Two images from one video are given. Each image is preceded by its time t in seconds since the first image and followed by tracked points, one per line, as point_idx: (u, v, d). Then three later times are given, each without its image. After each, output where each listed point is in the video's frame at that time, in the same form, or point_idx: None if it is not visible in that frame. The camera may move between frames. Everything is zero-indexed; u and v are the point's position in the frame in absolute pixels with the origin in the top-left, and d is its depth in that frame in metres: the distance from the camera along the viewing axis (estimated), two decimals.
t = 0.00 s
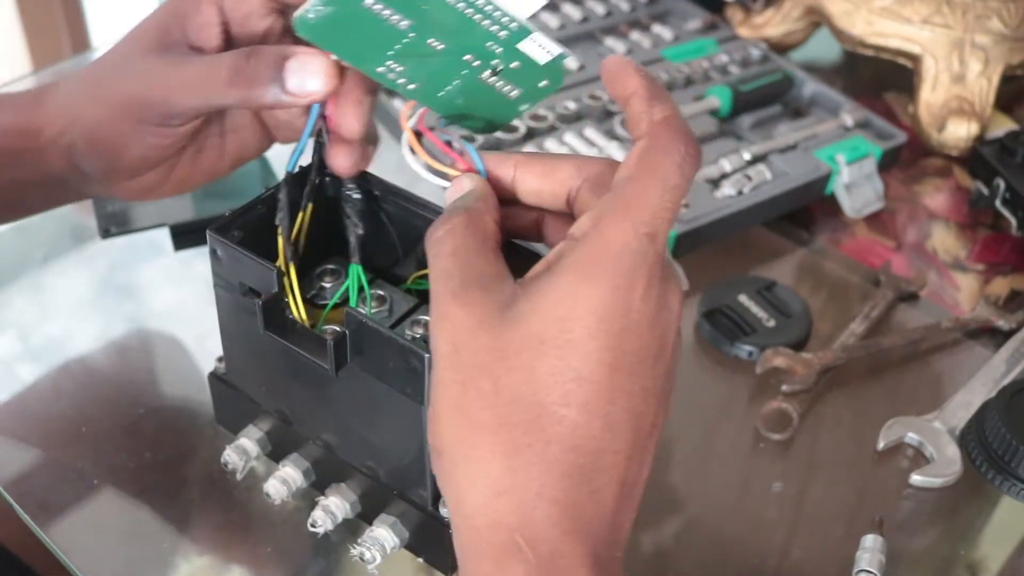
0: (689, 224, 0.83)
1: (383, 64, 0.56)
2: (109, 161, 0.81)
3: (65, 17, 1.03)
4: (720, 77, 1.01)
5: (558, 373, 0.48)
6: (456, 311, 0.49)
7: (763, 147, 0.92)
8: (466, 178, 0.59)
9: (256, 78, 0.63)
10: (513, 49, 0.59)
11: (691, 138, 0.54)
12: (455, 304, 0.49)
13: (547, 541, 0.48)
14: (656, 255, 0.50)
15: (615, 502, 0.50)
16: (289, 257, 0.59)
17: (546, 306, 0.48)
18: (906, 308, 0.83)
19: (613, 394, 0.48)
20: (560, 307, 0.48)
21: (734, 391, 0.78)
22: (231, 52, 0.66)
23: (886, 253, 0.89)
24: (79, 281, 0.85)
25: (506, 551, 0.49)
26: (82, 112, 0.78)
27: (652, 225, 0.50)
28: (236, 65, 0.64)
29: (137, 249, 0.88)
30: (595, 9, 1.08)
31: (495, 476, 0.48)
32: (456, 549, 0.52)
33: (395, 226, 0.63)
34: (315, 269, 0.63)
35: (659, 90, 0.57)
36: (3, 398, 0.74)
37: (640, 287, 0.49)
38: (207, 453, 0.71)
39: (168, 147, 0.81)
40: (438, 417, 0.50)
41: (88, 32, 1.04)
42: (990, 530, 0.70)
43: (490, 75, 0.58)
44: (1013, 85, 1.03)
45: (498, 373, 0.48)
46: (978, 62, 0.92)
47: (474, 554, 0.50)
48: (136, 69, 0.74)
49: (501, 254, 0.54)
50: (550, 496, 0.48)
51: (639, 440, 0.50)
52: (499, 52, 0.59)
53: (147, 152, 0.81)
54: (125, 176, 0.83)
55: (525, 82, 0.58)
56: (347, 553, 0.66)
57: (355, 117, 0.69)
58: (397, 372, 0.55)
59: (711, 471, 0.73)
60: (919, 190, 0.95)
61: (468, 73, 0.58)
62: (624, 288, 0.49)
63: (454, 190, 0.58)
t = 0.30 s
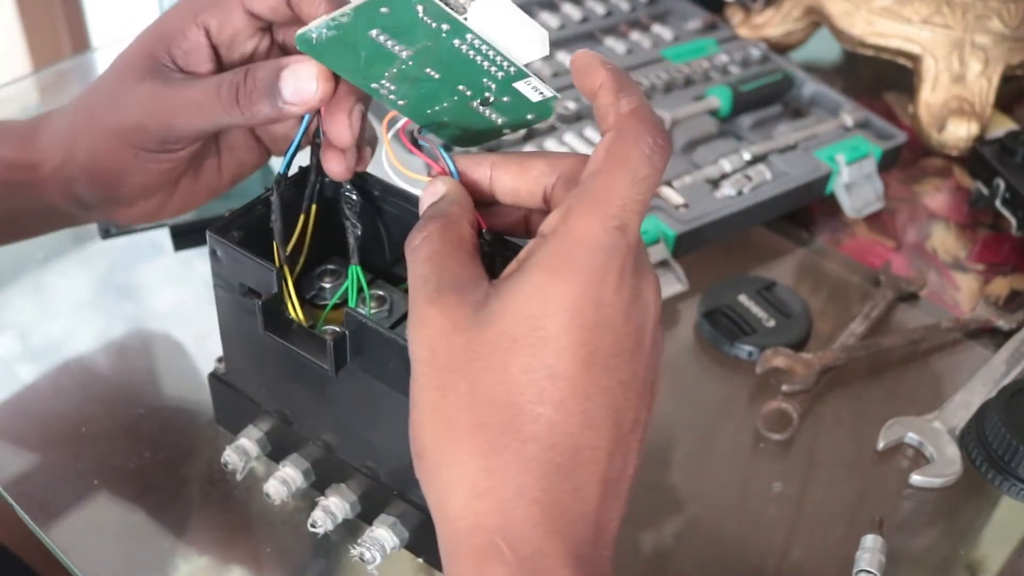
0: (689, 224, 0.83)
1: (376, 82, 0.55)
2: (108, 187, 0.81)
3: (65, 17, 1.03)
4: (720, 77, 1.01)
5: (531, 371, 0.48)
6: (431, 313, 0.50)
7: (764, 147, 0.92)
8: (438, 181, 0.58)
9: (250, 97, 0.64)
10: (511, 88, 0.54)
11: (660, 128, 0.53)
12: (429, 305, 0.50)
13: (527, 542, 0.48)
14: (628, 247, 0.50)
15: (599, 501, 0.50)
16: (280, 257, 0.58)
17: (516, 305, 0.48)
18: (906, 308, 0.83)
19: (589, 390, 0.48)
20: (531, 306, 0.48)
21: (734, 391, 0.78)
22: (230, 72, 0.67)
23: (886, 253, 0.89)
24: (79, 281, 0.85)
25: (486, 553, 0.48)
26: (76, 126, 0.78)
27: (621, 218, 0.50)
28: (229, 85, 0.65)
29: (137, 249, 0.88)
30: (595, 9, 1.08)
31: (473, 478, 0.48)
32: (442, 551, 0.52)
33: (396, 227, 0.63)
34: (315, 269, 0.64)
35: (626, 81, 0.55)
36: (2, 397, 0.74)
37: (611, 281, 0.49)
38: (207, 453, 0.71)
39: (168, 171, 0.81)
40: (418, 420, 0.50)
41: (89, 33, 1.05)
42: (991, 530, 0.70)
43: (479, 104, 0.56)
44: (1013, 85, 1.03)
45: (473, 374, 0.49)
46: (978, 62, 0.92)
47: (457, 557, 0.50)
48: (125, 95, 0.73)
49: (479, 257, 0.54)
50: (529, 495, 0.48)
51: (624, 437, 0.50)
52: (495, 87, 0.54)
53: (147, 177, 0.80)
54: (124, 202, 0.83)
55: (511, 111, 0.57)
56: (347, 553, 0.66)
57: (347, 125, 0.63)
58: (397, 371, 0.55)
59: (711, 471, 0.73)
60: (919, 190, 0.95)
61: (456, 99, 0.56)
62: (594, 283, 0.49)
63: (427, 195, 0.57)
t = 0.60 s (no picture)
0: (690, 224, 0.83)
1: (389, 74, 0.57)
2: (112, 195, 0.79)
3: (65, 17, 1.03)
4: (720, 77, 1.01)
5: (531, 372, 0.48)
6: (431, 312, 0.49)
7: (763, 147, 0.92)
8: (441, 180, 0.57)
9: (268, 89, 0.64)
10: (520, 90, 0.57)
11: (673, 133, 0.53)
12: (429, 303, 0.50)
13: (524, 542, 0.48)
14: (632, 250, 0.49)
15: (594, 501, 0.50)
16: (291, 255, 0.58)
17: (516, 305, 0.48)
18: (906, 308, 0.83)
19: (590, 392, 0.48)
20: (532, 307, 0.48)
21: (734, 391, 0.78)
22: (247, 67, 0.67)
23: (886, 253, 0.89)
24: (79, 281, 0.85)
25: (483, 552, 0.49)
26: (78, 128, 0.77)
27: (626, 220, 0.49)
28: (245, 79, 0.66)
29: (137, 249, 0.88)
30: (594, 9, 1.08)
31: (472, 478, 0.48)
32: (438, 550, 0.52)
33: (398, 227, 0.63)
34: (315, 269, 0.64)
35: (641, 85, 0.55)
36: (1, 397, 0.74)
37: (613, 284, 0.49)
38: (207, 453, 0.71)
39: (177, 173, 0.79)
40: (416, 419, 0.50)
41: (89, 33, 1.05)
42: (990, 529, 0.70)
43: (488, 109, 0.59)
44: (1013, 84, 1.03)
45: (474, 374, 0.48)
46: (978, 62, 0.92)
47: (453, 556, 0.50)
48: (139, 96, 0.73)
49: (478, 257, 0.53)
50: (527, 496, 0.48)
51: (620, 439, 0.50)
52: (506, 90, 0.57)
53: (155, 181, 0.78)
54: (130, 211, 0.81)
55: (519, 119, 0.60)
56: (347, 553, 0.66)
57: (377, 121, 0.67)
58: (397, 372, 0.55)
59: (711, 471, 0.73)
60: (919, 190, 0.95)
61: (465, 103, 0.59)
62: (596, 284, 0.48)
63: (431, 194, 0.57)
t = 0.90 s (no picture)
0: (690, 223, 0.83)
1: (391, 63, 0.58)
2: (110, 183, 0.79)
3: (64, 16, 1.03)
4: (720, 77, 1.01)
5: (532, 372, 0.48)
6: (431, 311, 0.50)
7: (763, 147, 0.92)
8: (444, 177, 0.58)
9: (267, 77, 0.64)
10: (520, 76, 0.60)
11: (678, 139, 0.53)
12: (429, 303, 0.50)
13: (524, 543, 0.48)
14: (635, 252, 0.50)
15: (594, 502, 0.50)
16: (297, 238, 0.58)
17: (518, 305, 0.48)
18: (906, 308, 0.83)
19: (590, 392, 0.48)
20: (533, 307, 0.48)
21: (734, 391, 0.78)
22: (246, 58, 0.67)
23: (886, 253, 0.89)
24: (79, 281, 0.85)
25: (483, 552, 0.49)
26: (77, 124, 0.77)
27: (629, 221, 0.50)
28: (245, 68, 0.66)
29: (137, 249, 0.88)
30: (595, 9, 1.09)
31: (472, 478, 0.48)
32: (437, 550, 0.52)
33: (397, 227, 0.63)
34: (315, 269, 0.64)
35: (647, 87, 0.56)
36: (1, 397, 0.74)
37: (615, 285, 0.49)
38: (207, 453, 0.71)
39: (173, 166, 0.79)
40: (416, 418, 0.50)
41: (89, 32, 1.05)
42: (990, 529, 0.70)
43: (487, 101, 0.61)
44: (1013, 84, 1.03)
45: (475, 375, 0.48)
46: (978, 62, 0.92)
47: (452, 555, 0.50)
48: (137, 86, 0.73)
49: (479, 255, 0.53)
50: (527, 497, 0.48)
51: (621, 440, 0.50)
52: (505, 77, 0.60)
53: (152, 172, 0.78)
54: (126, 207, 0.81)
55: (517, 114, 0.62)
56: (347, 553, 0.66)
57: (381, 109, 0.70)
58: (397, 372, 0.55)
59: (711, 471, 0.73)
60: (919, 190, 0.95)
61: (464, 95, 0.61)
62: (598, 285, 0.48)
63: (435, 191, 0.57)
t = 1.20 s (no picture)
0: (689, 223, 0.83)
1: (384, 62, 0.58)
2: (108, 194, 0.78)
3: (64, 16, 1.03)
4: (720, 77, 1.01)
5: (545, 373, 0.48)
6: (441, 310, 0.49)
7: (763, 147, 0.92)
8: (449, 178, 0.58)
9: (262, 82, 0.64)
10: (514, 65, 0.59)
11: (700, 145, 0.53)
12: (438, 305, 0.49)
13: (532, 544, 0.48)
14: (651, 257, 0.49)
15: (602, 502, 0.50)
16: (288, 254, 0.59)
17: (531, 306, 0.48)
18: (906, 308, 0.83)
19: (601, 395, 0.48)
20: (547, 309, 0.48)
21: (734, 391, 0.78)
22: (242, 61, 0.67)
23: (886, 253, 0.90)
24: (79, 282, 0.85)
25: (492, 552, 0.49)
26: (77, 125, 0.77)
27: (647, 225, 0.49)
28: (238, 74, 0.65)
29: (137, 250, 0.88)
30: (595, 10, 1.09)
31: (482, 477, 0.48)
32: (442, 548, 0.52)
33: (397, 226, 0.63)
34: (315, 269, 0.64)
35: (673, 94, 0.55)
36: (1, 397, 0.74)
37: (628, 289, 0.49)
38: (208, 453, 0.71)
39: (171, 172, 0.79)
40: (424, 416, 0.50)
41: (90, 32, 1.05)
42: (991, 529, 0.70)
43: (483, 94, 0.60)
44: (1014, 84, 1.02)
45: (488, 375, 0.48)
46: (978, 62, 0.92)
47: (458, 555, 0.50)
48: (132, 92, 0.73)
49: (485, 253, 0.53)
50: (538, 498, 0.48)
51: (626, 442, 0.50)
52: (500, 68, 0.59)
53: (150, 180, 0.78)
54: (128, 214, 0.80)
55: (516, 105, 0.61)
56: (347, 553, 0.66)
57: (364, 112, 0.68)
58: (397, 372, 0.55)
59: (711, 471, 0.73)
60: (919, 190, 0.95)
61: (461, 88, 0.60)
62: (612, 286, 0.48)
63: (439, 189, 0.57)
